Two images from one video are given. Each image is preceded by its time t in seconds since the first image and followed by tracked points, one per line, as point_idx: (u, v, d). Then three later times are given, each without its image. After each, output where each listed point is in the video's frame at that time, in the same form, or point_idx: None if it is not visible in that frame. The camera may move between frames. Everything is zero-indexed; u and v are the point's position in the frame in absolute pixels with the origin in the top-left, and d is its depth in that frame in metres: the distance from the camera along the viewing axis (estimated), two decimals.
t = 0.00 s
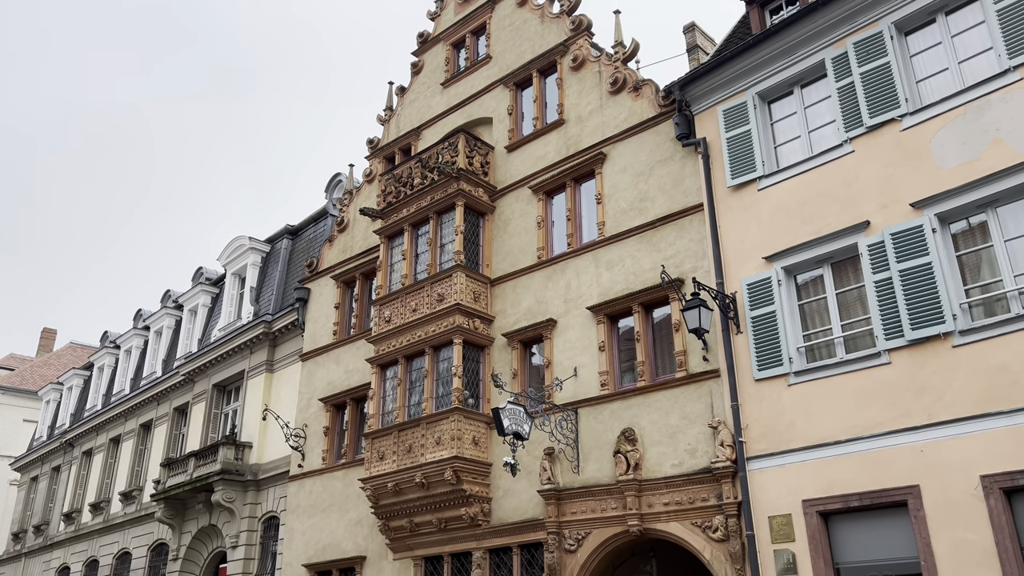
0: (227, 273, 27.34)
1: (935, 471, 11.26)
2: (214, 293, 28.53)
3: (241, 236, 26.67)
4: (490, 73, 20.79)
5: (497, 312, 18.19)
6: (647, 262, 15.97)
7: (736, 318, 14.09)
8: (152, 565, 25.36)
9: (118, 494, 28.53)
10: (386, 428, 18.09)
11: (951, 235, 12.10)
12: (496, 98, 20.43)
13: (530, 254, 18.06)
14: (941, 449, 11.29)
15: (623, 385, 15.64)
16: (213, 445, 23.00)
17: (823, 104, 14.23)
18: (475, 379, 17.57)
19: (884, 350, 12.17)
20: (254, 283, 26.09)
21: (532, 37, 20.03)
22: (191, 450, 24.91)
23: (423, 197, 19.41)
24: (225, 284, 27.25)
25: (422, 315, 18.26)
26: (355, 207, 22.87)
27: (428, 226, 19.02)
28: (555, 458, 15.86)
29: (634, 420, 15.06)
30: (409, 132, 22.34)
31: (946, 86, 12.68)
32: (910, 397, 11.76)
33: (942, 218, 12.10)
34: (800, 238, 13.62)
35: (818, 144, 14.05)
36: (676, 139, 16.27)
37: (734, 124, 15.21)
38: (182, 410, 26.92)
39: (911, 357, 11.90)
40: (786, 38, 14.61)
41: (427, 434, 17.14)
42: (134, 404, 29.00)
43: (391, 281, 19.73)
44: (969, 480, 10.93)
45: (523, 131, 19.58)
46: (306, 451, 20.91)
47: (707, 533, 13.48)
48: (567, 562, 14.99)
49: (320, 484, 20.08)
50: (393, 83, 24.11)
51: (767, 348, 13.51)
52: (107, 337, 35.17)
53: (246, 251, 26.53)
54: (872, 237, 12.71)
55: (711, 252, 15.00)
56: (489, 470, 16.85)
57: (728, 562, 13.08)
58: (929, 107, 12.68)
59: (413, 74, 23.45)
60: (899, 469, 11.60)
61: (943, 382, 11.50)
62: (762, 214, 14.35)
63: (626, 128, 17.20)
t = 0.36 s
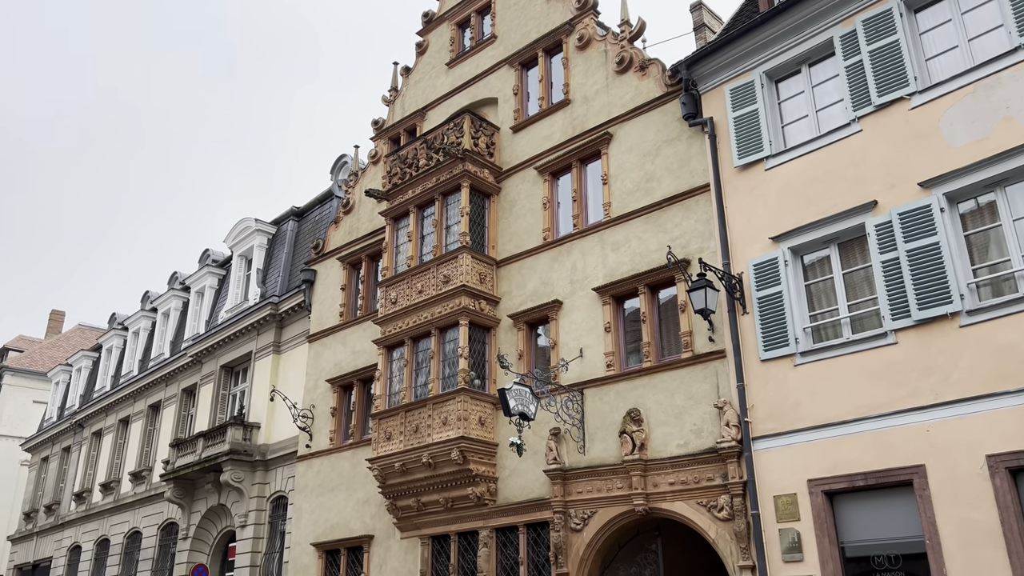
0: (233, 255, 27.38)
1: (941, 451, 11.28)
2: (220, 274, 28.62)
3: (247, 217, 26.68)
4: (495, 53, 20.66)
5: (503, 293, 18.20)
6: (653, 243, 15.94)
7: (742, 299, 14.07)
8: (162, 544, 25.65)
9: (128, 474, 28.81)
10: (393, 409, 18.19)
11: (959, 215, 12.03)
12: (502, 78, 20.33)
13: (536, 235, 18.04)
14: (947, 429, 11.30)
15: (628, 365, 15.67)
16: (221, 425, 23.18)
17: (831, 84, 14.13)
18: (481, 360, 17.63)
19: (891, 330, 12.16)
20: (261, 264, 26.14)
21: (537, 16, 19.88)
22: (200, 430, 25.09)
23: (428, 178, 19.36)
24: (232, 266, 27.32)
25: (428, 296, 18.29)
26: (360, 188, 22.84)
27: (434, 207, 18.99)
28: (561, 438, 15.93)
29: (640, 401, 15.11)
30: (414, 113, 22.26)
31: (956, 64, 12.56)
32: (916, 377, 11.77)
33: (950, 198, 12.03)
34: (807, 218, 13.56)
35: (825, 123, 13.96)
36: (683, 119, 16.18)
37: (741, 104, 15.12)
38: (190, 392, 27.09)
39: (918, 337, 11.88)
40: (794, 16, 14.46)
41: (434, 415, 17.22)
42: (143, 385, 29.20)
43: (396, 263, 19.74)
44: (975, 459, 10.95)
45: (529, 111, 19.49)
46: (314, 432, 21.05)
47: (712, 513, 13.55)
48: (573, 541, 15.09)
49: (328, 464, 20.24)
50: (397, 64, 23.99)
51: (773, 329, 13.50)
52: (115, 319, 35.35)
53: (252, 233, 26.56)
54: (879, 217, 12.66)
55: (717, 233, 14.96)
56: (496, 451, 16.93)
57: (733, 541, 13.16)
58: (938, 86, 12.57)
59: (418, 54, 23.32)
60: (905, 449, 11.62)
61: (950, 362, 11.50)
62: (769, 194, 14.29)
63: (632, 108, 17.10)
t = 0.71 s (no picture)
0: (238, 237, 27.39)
1: (945, 431, 11.29)
2: (224, 257, 28.66)
3: (251, 200, 26.66)
4: (498, 33, 20.51)
5: (508, 275, 18.19)
6: (658, 224, 15.89)
7: (747, 280, 14.04)
8: (170, 525, 25.87)
9: (135, 455, 29.02)
10: (398, 390, 18.25)
11: (966, 195, 11.96)
12: (505, 58, 20.20)
13: (540, 216, 18.00)
14: (951, 409, 11.31)
15: (633, 347, 15.67)
16: (228, 407, 23.30)
17: (838, 62, 14.00)
18: (486, 341, 17.64)
19: (896, 311, 12.13)
20: (265, 247, 26.15)
21: None
22: (206, 412, 25.23)
23: (432, 160, 19.30)
24: (236, 249, 27.34)
25: (432, 278, 18.29)
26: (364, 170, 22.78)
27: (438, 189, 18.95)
28: (565, 419, 15.98)
29: (644, 382, 15.13)
30: (418, 94, 22.14)
31: (964, 42, 12.42)
32: (921, 358, 11.75)
33: (957, 177, 11.95)
34: (813, 198, 13.49)
35: (832, 102, 13.85)
36: (688, 99, 16.07)
37: (746, 83, 15.00)
38: (196, 374, 27.20)
39: (923, 317, 11.85)
40: None
41: (439, 396, 17.27)
42: (149, 367, 29.32)
43: (401, 245, 19.72)
44: (980, 440, 10.96)
45: (533, 92, 19.38)
46: (319, 413, 21.14)
47: (716, 493, 13.60)
48: (578, 521, 15.17)
49: (334, 445, 20.35)
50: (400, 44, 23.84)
51: (778, 309, 13.48)
52: (121, 301, 35.44)
53: (256, 215, 26.55)
54: (886, 196, 12.59)
55: (723, 213, 14.89)
56: (500, 432, 16.98)
57: (737, 521, 13.22)
58: (946, 64, 12.45)
59: (421, 34, 23.17)
60: (910, 429, 11.63)
61: (955, 342, 11.47)
62: (774, 174, 14.21)
63: (637, 88, 16.99)
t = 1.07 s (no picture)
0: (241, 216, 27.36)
1: (949, 408, 11.30)
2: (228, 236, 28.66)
3: (254, 178, 26.61)
4: (501, 8, 20.32)
5: (512, 252, 18.17)
6: (663, 200, 15.83)
7: (752, 257, 14.00)
8: (178, 501, 26.12)
9: (143, 433, 29.25)
10: (403, 368, 18.31)
11: (973, 170, 11.88)
12: (509, 34, 20.03)
13: (544, 193, 17.94)
14: (956, 385, 11.31)
15: (637, 324, 15.67)
16: (234, 385, 23.44)
17: (845, 37, 13.85)
18: (490, 319, 17.66)
19: (901, 287, 12.09)
20: (269, 225, 26.14)
21: None
22: (212, 390, 25.37)
23: (435, 137, 19.21)
24: (240, 227, 27.33)
25: (436, 256, 18.28)
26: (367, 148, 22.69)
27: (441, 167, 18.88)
28: (569, 396, 16.02)
29: (649, 359, 15.15)
30: (420, 71, 22.00)
31: (973, 15, 12.27)
32: (926, 334, 11.74)
33: (964, 152, 11.87)
34: (818, 175, 13.41)
35: (838, 77, 13.72)
36: (693, 74, 15.93)
37: (752, 58, 14.85)
38: (202, 352, 27.32)
39: (929, 293, 11.82)
40: None
41: (444, 373, 17.33)
42: (155, 346, 29.45)
43: (405, 224, 19.69)
44: (984, 416, 10.97)
45: (537, 68, 19.25)
46: (324, 391, 21.24)
47: (720, 469, 13.67)
48: (582, 497, 15.27)
49: (340, 422, 20.47)
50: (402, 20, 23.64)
51: (783, 286, 13.45)
52: (126, 280, 35.51)
53: (260, 194, 26.51)
54: (892, 172, 12.51)
55: (728, 190, 14.82)
56: (505, 409, 17.05)
57: (741, 496, 13.29)
58: (954, 38, 12.31)
59: (423, 10, 22.97)
60: (914, 406, 11.64)
61: (960, 318, 11.45)
62: (780, 150, 14.12)
63: (641, 64, 16.86)
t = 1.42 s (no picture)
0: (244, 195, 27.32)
1: (952, 385, 11.32)
2: (231, 215, 28.66)
3: (257, 157, 26.53)
4: None
5: (516, 231, 18.14)
6: (666, 178, 15.77)
7: (756, 234, 13.96)
8: (184, 480, 26.33)
9: (148, 412, 29.42)
10: (406, 347, 18.36)
11: (978, 147, 11.80)
12: (511, 11, 19.86)
13: (547, 172, 17.88)
14: (959, 363, 11.32)
15: (640, 303, 15.68)
16: (238, 363, 23.55)
17: (850, 12, 13.71)
18: (493, 299, 17.67)
19: (905, 265, 12.06)
20: (272, 205, 26.11)
21: None
22: (217, 369, 25.48)
23: (438, 116, 19.12)
24: (243, 207, 27.30)
25: (439, 236, 18.26)
26: (369, 127, 22.59)
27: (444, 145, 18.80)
28: (572, 374, 16.07)
29: (652, 337, 15.17)
30: (422, 48, 21.84)
31: None
32: (930, 311, 11.72)
33: (970, 128, 11.79)
34: (822, 152, 13.34)
35: (844, 53, 13.60)
36: (697, 51, 15.80)
37: (757, 34, 14.71)
38: (206, 331, 27.41)
39: (933, 271, 11.79)
40: None
41: (447, 352, 17.37)
42: (159, 326, 29.54)
43: (407, 203, 19.65)
44: (987, 393, 10.99)
45: (540, 45, 19.10)
46: (329, 370, 21.31)
47: (722, 446, 13.73)
48: (586, 474, 15.35)
49: (344, 401, 20.57)
50: None
51: (787, 264, 13.43)
52: (129, 260, 35.55)
53: (262, 173, 26.45)
54: (897, 148, 12.44)
55: (731, 167, 14.75)
56: (508, 387, 17.10)
57: (743, 473, 13.37)
58: (961, 12, 12.18)
59: None
60: (917, 382, 11.66)
61: (964, 296, 11.43)
62: (784, 127, 14.03)
63: (645, 40, 16.71)
